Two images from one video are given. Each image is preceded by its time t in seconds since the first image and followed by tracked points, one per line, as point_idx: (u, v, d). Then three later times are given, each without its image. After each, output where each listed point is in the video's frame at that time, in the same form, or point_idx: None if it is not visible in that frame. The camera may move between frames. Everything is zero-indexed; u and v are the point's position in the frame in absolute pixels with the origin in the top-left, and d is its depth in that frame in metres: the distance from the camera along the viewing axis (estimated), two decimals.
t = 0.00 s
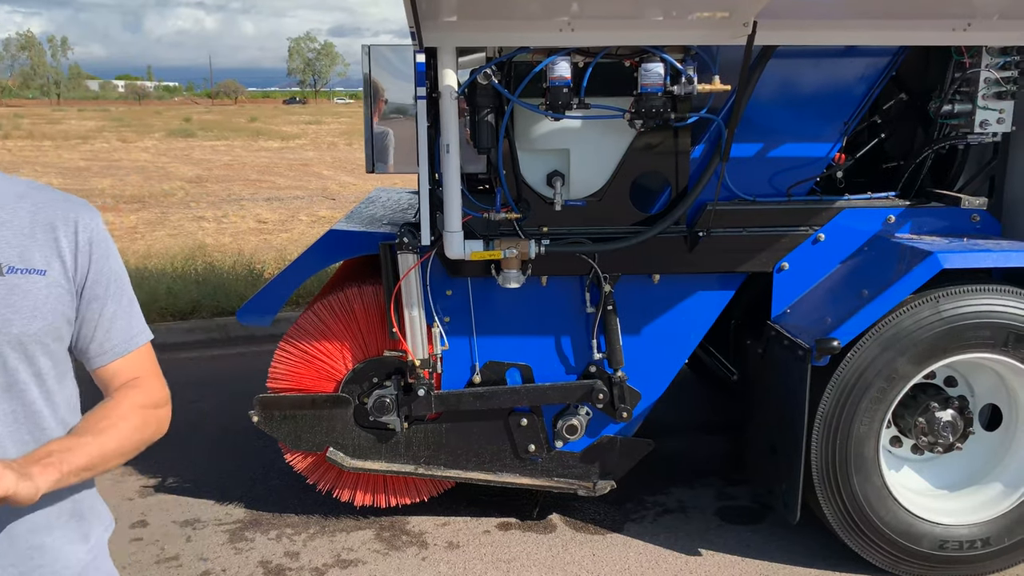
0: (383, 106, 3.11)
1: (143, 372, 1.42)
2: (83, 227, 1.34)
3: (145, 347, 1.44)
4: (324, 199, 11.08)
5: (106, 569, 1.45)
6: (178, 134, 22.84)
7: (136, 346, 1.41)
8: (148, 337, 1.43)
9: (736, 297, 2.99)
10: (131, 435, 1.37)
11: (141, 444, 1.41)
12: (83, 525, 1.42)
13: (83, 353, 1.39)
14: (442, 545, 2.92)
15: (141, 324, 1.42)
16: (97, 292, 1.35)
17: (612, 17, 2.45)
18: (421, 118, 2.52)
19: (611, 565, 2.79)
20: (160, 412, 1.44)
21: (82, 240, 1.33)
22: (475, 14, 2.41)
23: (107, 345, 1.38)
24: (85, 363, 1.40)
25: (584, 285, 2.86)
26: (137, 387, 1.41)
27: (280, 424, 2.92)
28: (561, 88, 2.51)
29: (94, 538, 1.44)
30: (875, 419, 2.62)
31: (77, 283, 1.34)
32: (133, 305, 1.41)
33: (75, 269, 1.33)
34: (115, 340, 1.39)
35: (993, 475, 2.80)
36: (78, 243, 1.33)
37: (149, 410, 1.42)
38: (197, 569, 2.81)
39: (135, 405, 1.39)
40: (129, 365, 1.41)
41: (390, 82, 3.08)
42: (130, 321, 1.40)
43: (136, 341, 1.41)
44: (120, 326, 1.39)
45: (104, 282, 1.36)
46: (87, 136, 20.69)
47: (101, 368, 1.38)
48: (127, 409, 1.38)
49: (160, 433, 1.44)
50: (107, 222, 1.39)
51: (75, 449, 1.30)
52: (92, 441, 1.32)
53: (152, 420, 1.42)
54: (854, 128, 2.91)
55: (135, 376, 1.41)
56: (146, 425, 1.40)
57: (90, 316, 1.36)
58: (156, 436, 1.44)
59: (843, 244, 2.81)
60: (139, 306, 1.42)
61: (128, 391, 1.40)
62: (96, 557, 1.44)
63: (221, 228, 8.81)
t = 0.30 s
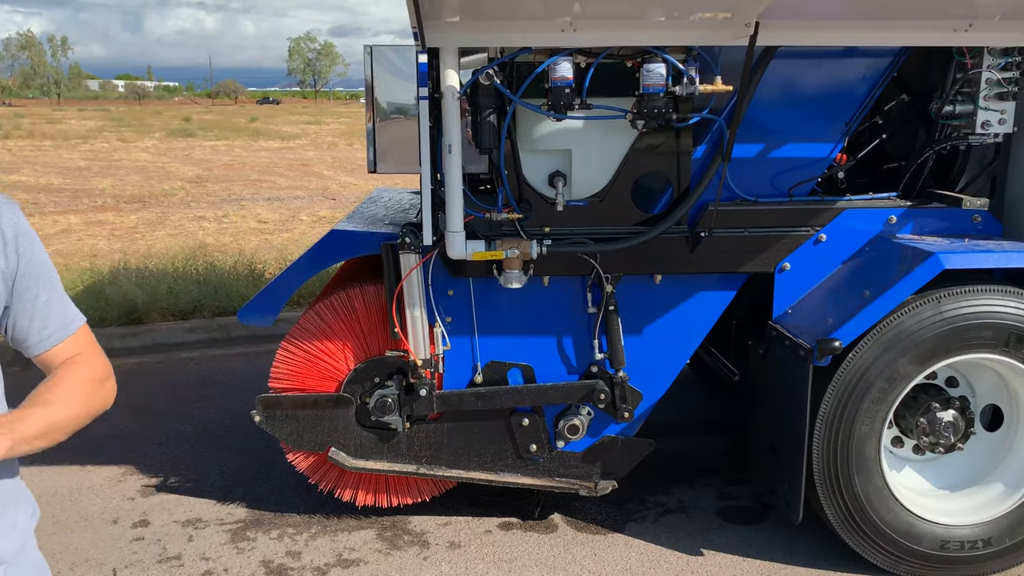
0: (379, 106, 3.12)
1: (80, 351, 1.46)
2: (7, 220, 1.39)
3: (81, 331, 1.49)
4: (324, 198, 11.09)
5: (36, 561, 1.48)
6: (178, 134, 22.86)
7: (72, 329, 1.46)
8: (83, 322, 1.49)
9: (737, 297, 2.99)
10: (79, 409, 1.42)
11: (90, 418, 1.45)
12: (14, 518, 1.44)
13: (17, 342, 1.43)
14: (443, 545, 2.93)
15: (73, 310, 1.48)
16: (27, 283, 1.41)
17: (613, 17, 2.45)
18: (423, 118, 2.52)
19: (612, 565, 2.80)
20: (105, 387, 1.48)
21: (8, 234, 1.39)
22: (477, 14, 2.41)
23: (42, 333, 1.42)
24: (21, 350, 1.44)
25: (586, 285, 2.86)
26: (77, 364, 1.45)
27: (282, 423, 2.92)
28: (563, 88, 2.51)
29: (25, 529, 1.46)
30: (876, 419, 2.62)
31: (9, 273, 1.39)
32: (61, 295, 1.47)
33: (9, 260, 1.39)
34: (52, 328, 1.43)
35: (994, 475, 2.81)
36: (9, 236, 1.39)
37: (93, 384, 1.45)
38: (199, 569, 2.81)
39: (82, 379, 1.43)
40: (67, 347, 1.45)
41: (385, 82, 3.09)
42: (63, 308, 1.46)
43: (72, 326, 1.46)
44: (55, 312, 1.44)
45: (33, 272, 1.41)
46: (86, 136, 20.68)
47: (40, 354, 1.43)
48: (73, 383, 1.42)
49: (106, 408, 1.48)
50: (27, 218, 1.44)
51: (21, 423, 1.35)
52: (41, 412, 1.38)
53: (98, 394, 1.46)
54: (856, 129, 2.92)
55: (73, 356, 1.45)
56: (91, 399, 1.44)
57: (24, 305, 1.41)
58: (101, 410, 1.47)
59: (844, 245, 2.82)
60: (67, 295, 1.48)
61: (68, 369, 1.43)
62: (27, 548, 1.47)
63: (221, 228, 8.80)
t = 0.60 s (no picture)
0: (384, 106, 3.13)
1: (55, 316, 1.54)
2: None
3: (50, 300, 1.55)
4: (326, 198, 11.09)
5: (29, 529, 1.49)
6: (179, 134, 22.87)
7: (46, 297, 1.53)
8: (54, 289, 1.56)
9: (745, 297, 2.99)
10: (67, 361, 1.50)
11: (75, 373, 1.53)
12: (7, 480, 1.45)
13: None
14: (451, 544, 2.93)
15: (45, 281, 1.54)
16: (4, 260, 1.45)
17: (623, 17, 2.45)
18: (433, 118, 2.52)
19: (621, 565, 2.80)
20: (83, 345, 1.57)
21: None
22: (487, 14, 2.41)
23: (23, 304, 1.48)
24: None
25: (594, 284, 2.86)
26: (56, 326, 1.52)
27: (290, 423, 2.92)
28: (573, 88, 2.51)
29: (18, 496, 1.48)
30: (885, 419, 2.62)
31: None
32: (31, 267, 1.52)
33: None
34: (30, 300, 1.49)
35: (1003, 475, 2.81)
36: None
37: (74, 340, 1.54)
38: (208, 568, 2.81)
39: (63, 336, 1.51)
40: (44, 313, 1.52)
41: (391, 82, 3.10)
42: (37, 279, 1.52)
43: (47, 294, 1.53)
44: (33, 282, 1.50)
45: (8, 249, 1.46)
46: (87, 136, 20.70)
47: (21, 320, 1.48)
48: (58, 340, 1.50)
49: (89, 363, 1.57)
50: None
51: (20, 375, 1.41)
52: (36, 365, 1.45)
53: (79, 350, 1.54)
54: (864, 129, 2.92)
55: (53, 318, 1.53)
56: (76, 353, 1.53)
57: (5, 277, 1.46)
58: (86, 358, 1.57)
59: (853, 245, 2.82)
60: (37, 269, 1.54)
61: (53, 328, 1.52)
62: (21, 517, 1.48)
63: (225, 228, 8.80)
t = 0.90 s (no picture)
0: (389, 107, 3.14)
1: (50, 324, 1.54)
2: None
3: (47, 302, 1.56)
4: (329, 199, 11.10)
5: (52, 508, 1.56)
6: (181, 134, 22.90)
7: (42, 298, 1.54)
8: (50, 292, 1.57)
9: (751, 297, 2.99)
10: (63, 375, 1.51)
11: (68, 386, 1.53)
12: (26, 463, 1.50)
13: None
14: (458, 545, 2.93)
15: (43, 280, 1.55)
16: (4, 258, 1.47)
17: (631, 18, 2.45)
18: (440, 118, 2.52)
19: (627, 565, 2.79)
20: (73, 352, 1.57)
21: None
22: (494, 15, 2.41)
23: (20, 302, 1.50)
24: None
25: (601, 285, 2.86)
26: (50, 336, 1.53)
27: (297, 423, 2.93)
28: (580, 88, 2.51)
29: (39, 476, 1.54)
30: (892, 420, 2.62)
31: None
32: (32, 265, 1.54)
33: None
34: (27, 298, 1.51)
35: (1009, 476, 2.81)
36: None
37: (67, 352, 1.54)
38: (214, 568, 2.81)
39: (57, 349, 1.52)
40: (39, 319, 1.53)
41: (397, 83, 3.11)
42: (34, 278, 1.53)
43: (44, 297, 1.54)
44: (31, 282, 1.52)
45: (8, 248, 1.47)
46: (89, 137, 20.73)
47: (19, 322, 1.50)
48: (52, 354, 1.51)
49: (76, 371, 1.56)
50: None
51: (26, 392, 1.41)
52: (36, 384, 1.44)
53: (71, 363, 1.54)
54: (870, 129, 2.92)
55: (48, 327, 1.54)
56: (69, 365, 1.54)
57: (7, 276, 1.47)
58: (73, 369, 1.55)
59: (860, 245, 2.82)
60: (38, 266, 1.55)
61: (46, 339, 1.52)
62: (43, 497, 1.54)
63: (227, 228, 8.82)
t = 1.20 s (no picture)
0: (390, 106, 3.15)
1: (106, 331, 1.60)
2: (63, 205, 1.52)
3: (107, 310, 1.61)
4: (330, 199, 11.11)
5: (99, 498, 1.62)
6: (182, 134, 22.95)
7: (102, 306, 1.59)
8: (108, 300, 1.62)
9: (754, 298, 2.99)
10: (113, 382, 1.56)
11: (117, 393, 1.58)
12: (79, 456, 1.57)
13: (54, 315, 1.55)
14: (461, 545, 2.93)
15: (104, 289, 1.60)
16: (73, 263, 1.53)
17: (634, 19, 2.45)
18: (444, 119, 2.52)
19: (630, 566, 2.80)
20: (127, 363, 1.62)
21: (62, 216, 1.51)
22: (498, 16, 2.41)
23: (82, 307, 1.56)
24: (55, 324, 1.56)
25: (604, 286, 2.86)
26: (104, 342, 1.58)
27: (300, 424, 2.93)
28: (583, 90, 2.52)
29: (90, 469, 1.61)
30: (895, 421, 2.63)
31: (60, 253, 1.51)
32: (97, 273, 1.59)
33: (59, 239, 1.50)
34: (88, 303, 1.57)
35: (1012, 477, 2.81)
36: (59, 218, 1.51)
37: (119, 360, 1.59)
38: (218, 568, 2.82)
39: (108, 356, 1.57)
40: (96, 325, 1.59)
41: (399, 83, 3.13)
42: (97, 286, 1.59)
43: (101, 305, 1.59)
44: (93, 288, 1.57)
45: (79, 253, 1.54)
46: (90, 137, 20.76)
47: (76, 326, 1.56)
48: (103, 361, 1.56)
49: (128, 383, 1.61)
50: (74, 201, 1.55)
51: (78, 396, 1.47)
52: (89, 389, 1.50)
53: (121, 370, 1.60)
54: (872, 130, 2.92)
55: (104, 333, 1.59)
56: (120, 374, 1.59)
57: (69, 282, 1.54)
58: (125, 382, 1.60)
59: (862, 246, 2.82)
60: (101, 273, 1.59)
61: (100, 345, 1.57)
62: (92, 489, 1.61)
63: (229, 229, 8.84)
